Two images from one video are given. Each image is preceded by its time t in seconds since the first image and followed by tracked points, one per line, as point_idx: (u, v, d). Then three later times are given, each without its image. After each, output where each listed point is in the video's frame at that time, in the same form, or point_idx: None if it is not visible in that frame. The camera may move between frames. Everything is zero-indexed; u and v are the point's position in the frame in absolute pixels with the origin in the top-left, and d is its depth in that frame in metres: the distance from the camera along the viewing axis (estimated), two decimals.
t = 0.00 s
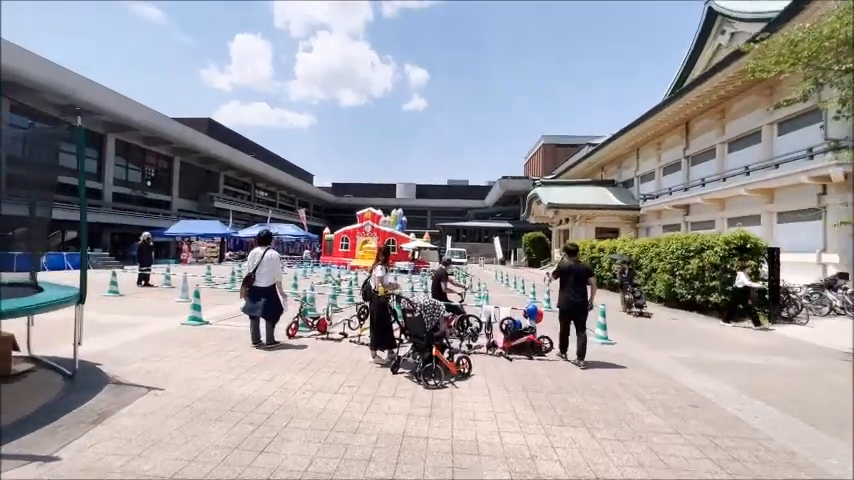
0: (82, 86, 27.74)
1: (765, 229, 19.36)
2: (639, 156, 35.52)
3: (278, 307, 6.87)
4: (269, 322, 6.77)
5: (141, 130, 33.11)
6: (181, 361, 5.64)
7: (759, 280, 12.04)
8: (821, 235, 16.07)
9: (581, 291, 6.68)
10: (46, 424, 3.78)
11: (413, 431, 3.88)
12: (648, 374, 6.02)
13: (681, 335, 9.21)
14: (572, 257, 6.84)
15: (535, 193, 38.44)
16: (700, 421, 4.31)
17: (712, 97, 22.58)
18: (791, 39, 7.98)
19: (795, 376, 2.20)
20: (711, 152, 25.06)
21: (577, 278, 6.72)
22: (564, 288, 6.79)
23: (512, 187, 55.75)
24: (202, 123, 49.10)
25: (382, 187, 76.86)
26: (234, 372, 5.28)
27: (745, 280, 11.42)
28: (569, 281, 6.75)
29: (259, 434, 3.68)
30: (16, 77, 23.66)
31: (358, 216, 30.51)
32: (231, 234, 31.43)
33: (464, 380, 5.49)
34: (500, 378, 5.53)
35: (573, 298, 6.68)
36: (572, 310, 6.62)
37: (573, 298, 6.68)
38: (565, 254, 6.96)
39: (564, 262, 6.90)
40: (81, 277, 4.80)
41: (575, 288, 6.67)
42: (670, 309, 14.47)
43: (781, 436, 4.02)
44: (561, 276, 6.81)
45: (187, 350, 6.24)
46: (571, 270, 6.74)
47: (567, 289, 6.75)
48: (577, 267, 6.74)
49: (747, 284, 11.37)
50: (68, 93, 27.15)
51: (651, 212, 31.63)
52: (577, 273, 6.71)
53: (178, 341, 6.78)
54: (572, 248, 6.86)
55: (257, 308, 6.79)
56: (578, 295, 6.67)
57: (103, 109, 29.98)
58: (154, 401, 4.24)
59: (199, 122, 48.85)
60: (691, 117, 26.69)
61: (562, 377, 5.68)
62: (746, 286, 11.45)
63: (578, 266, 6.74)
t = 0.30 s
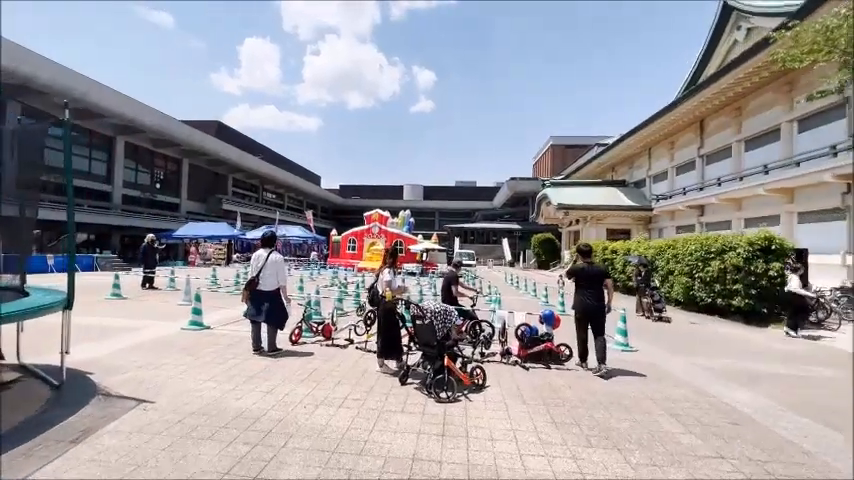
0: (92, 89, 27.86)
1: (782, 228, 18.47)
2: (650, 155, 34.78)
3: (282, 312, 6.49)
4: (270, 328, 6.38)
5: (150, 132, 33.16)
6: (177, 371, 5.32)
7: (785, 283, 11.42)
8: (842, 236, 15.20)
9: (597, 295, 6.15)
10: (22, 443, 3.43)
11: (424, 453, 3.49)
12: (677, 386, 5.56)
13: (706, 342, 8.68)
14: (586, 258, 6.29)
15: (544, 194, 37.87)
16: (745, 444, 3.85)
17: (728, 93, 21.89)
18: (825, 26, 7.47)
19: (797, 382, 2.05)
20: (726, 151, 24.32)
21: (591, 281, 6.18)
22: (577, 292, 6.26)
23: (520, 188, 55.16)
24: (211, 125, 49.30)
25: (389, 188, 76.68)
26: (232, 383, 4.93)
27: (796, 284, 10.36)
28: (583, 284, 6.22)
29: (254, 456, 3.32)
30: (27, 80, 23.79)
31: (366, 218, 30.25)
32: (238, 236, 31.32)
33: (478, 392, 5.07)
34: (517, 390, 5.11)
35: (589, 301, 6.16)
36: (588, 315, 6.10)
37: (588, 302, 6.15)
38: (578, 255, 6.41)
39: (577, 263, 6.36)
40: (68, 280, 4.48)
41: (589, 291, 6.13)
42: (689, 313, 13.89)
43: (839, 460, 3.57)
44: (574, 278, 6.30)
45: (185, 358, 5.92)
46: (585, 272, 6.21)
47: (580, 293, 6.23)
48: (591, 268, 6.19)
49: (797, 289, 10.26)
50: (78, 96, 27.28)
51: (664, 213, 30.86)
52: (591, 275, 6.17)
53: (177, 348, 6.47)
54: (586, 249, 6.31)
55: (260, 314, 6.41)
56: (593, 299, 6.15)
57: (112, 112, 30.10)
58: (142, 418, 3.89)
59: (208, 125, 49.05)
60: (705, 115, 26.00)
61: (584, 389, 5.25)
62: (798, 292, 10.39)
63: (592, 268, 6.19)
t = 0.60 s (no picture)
0: (101, 91, 27.93)
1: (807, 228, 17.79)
2: (663, 155, 33.97)
3: (286, 318, 6.12)
4: (273, 334, 6.02)
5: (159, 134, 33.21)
6: (174, 381, 5.00)
7: (813, 286, 10.81)
8: None
9: (618, 300, 5.70)
10: None
11: None
12: (711, 400, 5.11)
13: (733, 349, 8.19)
14: (606, 261, 5.82)
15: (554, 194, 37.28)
16: (802, 472, 3.41)
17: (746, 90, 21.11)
18: None
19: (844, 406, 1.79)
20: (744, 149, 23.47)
21: (611, 285, 5.72)
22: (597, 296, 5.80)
23: (529, 189, 54.49)
24: (219, 127, 49.47)
25: (397, 190, 76.45)
26: (231, 395, 4.59)
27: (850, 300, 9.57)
28: (603, 289, 5.76)
29: None
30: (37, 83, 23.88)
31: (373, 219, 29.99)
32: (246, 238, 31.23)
33: (496, 407, 4.68)
34: (537, 404, 4.71)
35: (612, 307, 5.71)
36: (609, 322, 5.63)
37: (609, 308, 5.68)
38: (597, 258, 5.94)
39: (596, 266, 5.90)
40: (57, 283, 4.17)
41: (610, 296, 5.66)
42: (710, 318, 13.35)
43: None
44: (593, 282, 5.85)
45: (184, 366, 5.61)
46: (605, 276, 5.74)
47: (600, 298, 5.78)
48: (611, 271, 5.72)
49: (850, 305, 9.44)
50: (88, 98, 27.35)
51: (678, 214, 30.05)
52: (611, 279, 5.70)
53: (176, 355, 6.16)
54: (606, 251, 5.84)
55: (263, 320, 6.05)
56: (614, 304, 5.68)
57: (121, 115, 30.17)
58: (131, 437, 3.57)
59: (216, 127, 49.22)
60: (721, 113, 25.26)
61: (610, 403, 4.84)
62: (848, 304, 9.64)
63: (612, 271, 5.71)
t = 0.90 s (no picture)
0: (112, 92, 27.99)
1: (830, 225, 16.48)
2: (677, 153, 33.07)
3: (288, 320, 5.66)
4: (274, 339, 5.56)
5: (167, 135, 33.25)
6: (166, 388, 4.68)
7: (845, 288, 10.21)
8: None
9: (645, 303, 5.26)
10: None
11: None
12: (748, 413, 4.67)
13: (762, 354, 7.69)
14: (634, 261, 5.40)
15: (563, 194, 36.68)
16: None
17: (765, 86, 20.22)
18: None
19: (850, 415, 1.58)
20: (762, 146, 22.49)
21: (639, 287, 5.28)
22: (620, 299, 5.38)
23: (538, 189, 53.79)
24: (227, 128, 49.63)
25: (404, 190, 76.16)
26: (225, 405, 4.26)
27: None
28: (629, 291, 5.32)
29: None
30: (49, 85, 23.95)
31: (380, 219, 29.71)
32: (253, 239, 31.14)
33: (512, 420, 4.27)
34: (556, 417, 4.31)
35: (637, 311, 5.27)
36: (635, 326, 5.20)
37: (636, 312, 5.24)
38: (625, 258, 5.53)
39: (622, 267, 5.48)
40: (35, 285, 3.87)
41: (635, 300, 5.23)
42: (730, 321, 12.78)
43: None
44: (617, 284, 5.42)
45: (178, 372, 5.30)
46: (632, 277, 5.31)
47: (622, 302, 5.36)
48: (638, 273, 5.30)
49: None
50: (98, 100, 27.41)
51: (692, 213, 29.14)
52: (638, 281, 5.27)
53: (171, 360, 5.86)
54: (634, 251, 5.41)
55: (262, 324, 5.59)
56: (643, 309, 5.25)
57: (131, 116, 30.26)
58: (110, 454, 3.23)
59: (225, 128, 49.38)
60: (737, 110, 24.34)
61: (636, 417, 4.41)
62: None
63: (640, 272, 5.28)
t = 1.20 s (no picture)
0: (120, 93, 27.99)
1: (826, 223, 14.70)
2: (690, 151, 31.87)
3: (287, 327, 5.28)
4: (272, 347, 5.18)
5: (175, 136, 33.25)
6: (155, 400, 4.35)
7: None
8: None
9: (679, 310, 4.84)
10: None
11: None
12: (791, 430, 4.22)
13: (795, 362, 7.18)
14: (670, 264, 4.99)
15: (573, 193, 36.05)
16: None
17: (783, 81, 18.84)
18: None
19: None
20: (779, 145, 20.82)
21: (674, 292, 4.85)
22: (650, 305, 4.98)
23: (547, 189, 53.08)
24: (236, 129, 49.76)
25: (412, 191, 75.85)
26: (217, 420, 3.91)
27: None
28: (662, 295, 4.90)
29: None
30: (57, 86, 23.96)
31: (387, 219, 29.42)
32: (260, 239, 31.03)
33: (531, 439, 3.86)
34: (579, 437, 3.88)
35: (669, 319, 4.83)
36: (666, 333, 4.80)
37: (670, 319, 4.82)
38: (660, 259, 5.15)
39: (657, 269, 5.06)
40: (8, 286, 3.52)
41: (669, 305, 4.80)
42: (754, 324, 12.22)
43: None
44: (650, 289, 5.00)
45: (170, 380, 4.97)
46: (665, 280, 4.89)
47: (654, 306, 4.95)
48: (676, 276, 4.87)
49: None
50: (106, 100, 27.39)
51: (706, 213, 27.98)
52: (674, 284, 4.85)
53: (165, 367, 5.54)
54: (671, 252, 5.02)
55: (259, 331, 5.20)
56: (679, 315, 4.84)
57: (139, 117, 30.29)
58: None
59: (233, 129, 49.50)
60: (754, 106, 22.87)
61: (668, 437, 3.97)
62: None
63: (677, 276, 4.86)
